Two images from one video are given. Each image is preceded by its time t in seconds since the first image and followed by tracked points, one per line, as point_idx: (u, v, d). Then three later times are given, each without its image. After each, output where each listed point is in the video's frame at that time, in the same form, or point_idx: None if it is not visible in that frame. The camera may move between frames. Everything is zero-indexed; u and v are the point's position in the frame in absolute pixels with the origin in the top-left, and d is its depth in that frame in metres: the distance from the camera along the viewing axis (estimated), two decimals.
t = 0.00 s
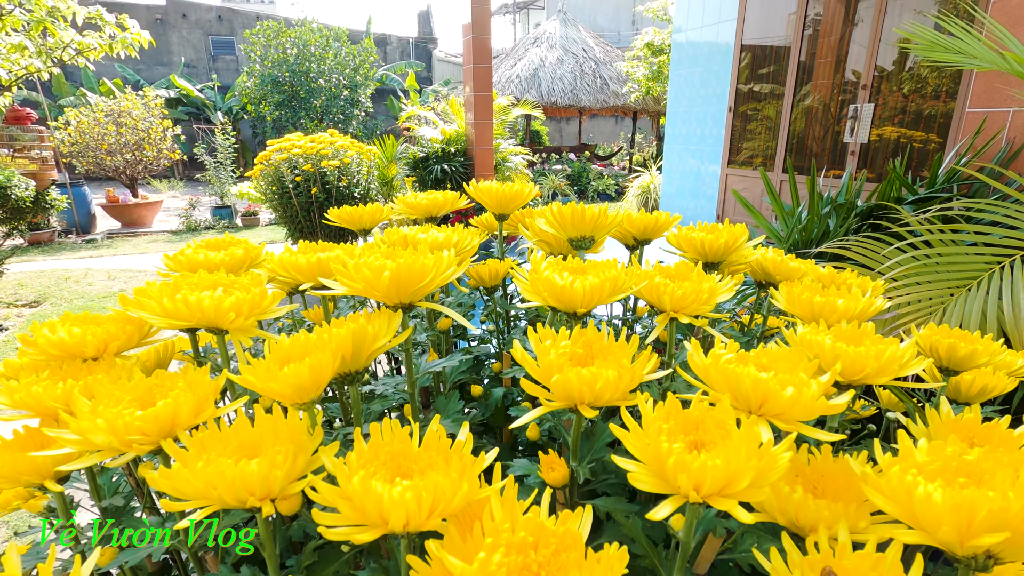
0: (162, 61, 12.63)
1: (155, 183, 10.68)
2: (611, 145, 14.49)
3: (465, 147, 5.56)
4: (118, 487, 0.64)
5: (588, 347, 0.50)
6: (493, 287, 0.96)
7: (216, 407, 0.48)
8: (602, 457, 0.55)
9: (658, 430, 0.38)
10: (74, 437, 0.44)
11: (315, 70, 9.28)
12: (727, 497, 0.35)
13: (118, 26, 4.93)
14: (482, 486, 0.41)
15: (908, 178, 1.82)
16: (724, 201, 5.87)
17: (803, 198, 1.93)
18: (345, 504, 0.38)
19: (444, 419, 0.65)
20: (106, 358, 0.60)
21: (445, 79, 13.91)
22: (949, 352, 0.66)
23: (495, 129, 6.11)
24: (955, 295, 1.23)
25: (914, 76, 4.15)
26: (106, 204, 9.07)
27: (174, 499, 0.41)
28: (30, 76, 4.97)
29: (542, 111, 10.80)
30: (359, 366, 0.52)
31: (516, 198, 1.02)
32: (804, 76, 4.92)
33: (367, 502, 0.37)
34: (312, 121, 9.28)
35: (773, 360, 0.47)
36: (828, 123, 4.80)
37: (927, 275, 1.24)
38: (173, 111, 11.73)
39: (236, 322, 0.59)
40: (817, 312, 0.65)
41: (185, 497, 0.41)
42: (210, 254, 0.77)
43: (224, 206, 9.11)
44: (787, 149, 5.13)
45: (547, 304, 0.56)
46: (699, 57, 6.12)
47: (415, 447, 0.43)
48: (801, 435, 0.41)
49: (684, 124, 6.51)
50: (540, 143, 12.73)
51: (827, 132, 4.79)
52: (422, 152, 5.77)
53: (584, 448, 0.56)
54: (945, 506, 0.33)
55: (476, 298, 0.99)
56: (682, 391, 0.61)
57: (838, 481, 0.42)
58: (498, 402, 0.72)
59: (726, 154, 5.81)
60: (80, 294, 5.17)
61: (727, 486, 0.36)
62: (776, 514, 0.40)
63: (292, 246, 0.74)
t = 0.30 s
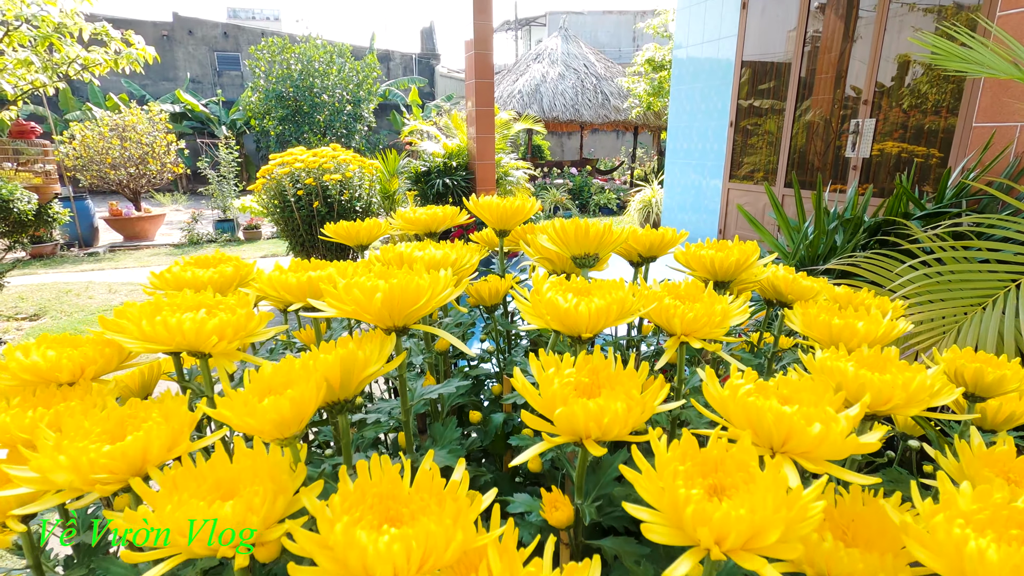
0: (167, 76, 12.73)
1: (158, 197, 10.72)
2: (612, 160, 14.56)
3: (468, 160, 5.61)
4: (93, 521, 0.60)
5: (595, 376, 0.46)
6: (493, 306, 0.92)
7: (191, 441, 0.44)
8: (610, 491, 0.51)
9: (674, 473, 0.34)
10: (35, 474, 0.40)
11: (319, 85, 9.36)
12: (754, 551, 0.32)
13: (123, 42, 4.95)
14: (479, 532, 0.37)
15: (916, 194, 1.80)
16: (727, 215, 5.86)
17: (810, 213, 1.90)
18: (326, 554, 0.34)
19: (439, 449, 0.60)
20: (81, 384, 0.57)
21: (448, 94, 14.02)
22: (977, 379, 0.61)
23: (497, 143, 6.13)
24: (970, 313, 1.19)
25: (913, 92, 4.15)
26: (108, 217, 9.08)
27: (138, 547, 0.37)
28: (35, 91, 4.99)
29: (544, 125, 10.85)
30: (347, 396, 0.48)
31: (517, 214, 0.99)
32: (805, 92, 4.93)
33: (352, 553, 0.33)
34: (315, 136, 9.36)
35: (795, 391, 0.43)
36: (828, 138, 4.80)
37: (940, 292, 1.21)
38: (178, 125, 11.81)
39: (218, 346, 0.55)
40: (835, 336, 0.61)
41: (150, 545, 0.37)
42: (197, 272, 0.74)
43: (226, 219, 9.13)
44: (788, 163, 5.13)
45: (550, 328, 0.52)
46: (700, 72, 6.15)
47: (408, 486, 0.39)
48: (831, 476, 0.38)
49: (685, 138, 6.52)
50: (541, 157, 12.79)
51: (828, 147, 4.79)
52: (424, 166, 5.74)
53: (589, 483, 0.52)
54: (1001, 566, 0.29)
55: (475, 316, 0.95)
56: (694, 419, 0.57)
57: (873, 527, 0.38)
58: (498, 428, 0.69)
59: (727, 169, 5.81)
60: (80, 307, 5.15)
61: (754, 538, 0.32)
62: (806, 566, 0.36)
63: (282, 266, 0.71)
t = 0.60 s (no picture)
0: (172, 91, 12.84)
1: (160, 210, 10.75)
2: (613, 173, 14.61)
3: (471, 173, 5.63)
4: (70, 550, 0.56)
5: (600, 400, 0.43)
6: (492, 322, 0.89)
7: (165, 471, 0.41)
8: (617, 523, 0.48)
9: (691, 514, 0.31)
10: None
11: (322, 100, 9.42)
12: None
13: (128, 56, 4.98)
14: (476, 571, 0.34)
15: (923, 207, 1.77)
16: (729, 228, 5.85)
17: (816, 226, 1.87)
18: None
19: (434, 475, 0.57)
20: (55, 406, 0.53)
21: (449, 108, 14.12)
22: (1003, 400, 0.57)
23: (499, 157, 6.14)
24: (984, 329, 1.16)
25: (912, 106, 4.15)
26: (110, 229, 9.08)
27: None
28: (40, 105, 5.01)
29: (545, 139, 10.90)
30: (336, 421, 0.45)
31: (519, 226, 0.97)
32: (805, 106, 4.95)
33: None
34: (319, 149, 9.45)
35: (818, 418, 0.40)
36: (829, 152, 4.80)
37: (952, 308, 1.18)
38: (182, 139, 11.88)
39: (199, 366, 0.52)
40: (852, 356, 0.58)
41: None
42: (186, 286, 0.72)
43: (228, 232, 9.14)
44: (789, 176, 5.14)
45: (552, 347, 0.49)
46: (700, 86, 6.17)
47: (398, 522, 0.36)
48: (864, 517, 0.34)
49: (686, 152, 6.52)
50: (543, 171, 12.84)
51: (829, 161, 4.78)
52: (425, 179, 5.73)
53: (596, 513, 0.49)
54: None
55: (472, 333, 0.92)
56: (706, 445, 0.54)
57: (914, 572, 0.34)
58: (498, 451, 0.65)
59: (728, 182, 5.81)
60: (80, 320, 5.12)
61: None
62: None
63: (272, 281, 0.69)
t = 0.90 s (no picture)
0: (176, 106, 12.94)
1: (162, 224, 10.77)
2: (613, 188, 14.66)
3: (471, 188, 5.60)
4: None
5: (612, 430, 0.40)
6: (493, 341, 0.86)
7: (141, 506, 0.38)
8: (628, 562, 0.44)
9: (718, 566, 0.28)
10: None
11: (324, 115, 9.48)
12: None
13: (132, 72, 5.01)
14: None
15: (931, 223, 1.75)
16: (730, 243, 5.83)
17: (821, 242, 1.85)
18: None
19: (432, 507, 0.54)
20: (30, 432, 0.50)
21: (451, 124, 14.21)
22: None
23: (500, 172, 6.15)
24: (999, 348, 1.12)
25: (911, 122, 4.15)
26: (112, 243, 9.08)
27: None
28: (44, 119, 5.03)
29: (546, 154, 10.94)
30: (325, 452, 0.42)
31: (521, 242, 0.94)
32: (804, 122, 4.96)
33: None
34: (320, 164, 9.47)
35: (849, 453, 0.37)
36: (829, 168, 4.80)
37: (966, 326, 1.14)
38: (185, 153, 11.95)
39: (182, 391, 0.49)
40: (875, 380, 0.55)
41: None
42: (175, 304, 0.69)
43: (229, 246, 9.14)
44: (790, 192, 5.13)
45: (558, 372, 0.46)
46: (701, 103, 6.19)
47: (390, 567, 0.33)
48: (907, 564, 0.31)
49: (686, 167, 6.53)
50: (543, 186, 12.88)
51: (830, 177, 4.78)
52: (426, 194, 5.73)
53: (605, 551, 0.45)
54: None
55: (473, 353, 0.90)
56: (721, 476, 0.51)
57: None
58: (500, 478, 0.62)
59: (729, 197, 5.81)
60: (78, 334, 5.09)
61: None
62: None
63: (263, 299, 0.66)
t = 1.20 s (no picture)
0: (179, 119, 13.01)
1: (163, 236, 10.78)
2: (613, 201, 14.71)
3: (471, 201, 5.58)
4: None
5: (625, 465, 0.37)
6: (494, 361, 0.83)
7: (114, 546, 0.35)
8: None
9: None
10: None
11: (326, 129, 9.52)
12: None
13: (135, 85, 5.01)
14: None
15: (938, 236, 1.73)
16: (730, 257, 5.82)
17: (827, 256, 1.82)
18: None
19: (430, 543, 0.50)
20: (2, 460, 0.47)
21: (452, 137, 14.28)
22: None
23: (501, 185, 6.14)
24: (1014, 366, 1.09)
25: (909, 137, 4.16)
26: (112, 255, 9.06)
27: None
28: (45, 132, 5.02)
29: (546, 167, 10.97)
30: (317, 486, 0.39)
31: (524, 257, 0.91)
32: (803, 136, 4.98)
33: None
34: (321, 177, 9.49)
35: (884, 494, 0.34)
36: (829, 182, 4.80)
37: (979, 343, 1.11)
38: (187, 166, 11.98)
39: (161, 419, 0.46)
40: (899, 407, 0.52)
41: None
42: (164, 322, 0.67)
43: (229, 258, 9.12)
44: (790, 206, 5.13)
45: (566, 400, 0.43)
46: (701, 116, 6.21)
47: None
48: None
49: (687, 180, 6.53)
50: (543, 199, 12.91)
51: (830, 191, 4.77)
52: (427, 207, 5.72)
53: None
54: None
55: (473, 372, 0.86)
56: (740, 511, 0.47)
57: None
58: (503, 507, 0.59)
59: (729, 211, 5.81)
60: (76, 347, 5.05)
61: None
62: None
63: (256, 317, 0.63)
